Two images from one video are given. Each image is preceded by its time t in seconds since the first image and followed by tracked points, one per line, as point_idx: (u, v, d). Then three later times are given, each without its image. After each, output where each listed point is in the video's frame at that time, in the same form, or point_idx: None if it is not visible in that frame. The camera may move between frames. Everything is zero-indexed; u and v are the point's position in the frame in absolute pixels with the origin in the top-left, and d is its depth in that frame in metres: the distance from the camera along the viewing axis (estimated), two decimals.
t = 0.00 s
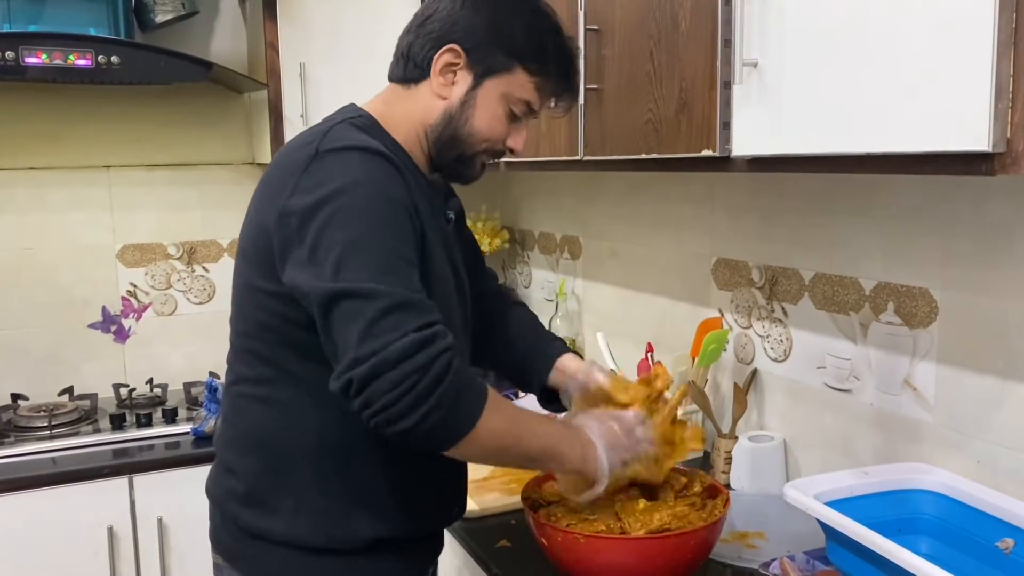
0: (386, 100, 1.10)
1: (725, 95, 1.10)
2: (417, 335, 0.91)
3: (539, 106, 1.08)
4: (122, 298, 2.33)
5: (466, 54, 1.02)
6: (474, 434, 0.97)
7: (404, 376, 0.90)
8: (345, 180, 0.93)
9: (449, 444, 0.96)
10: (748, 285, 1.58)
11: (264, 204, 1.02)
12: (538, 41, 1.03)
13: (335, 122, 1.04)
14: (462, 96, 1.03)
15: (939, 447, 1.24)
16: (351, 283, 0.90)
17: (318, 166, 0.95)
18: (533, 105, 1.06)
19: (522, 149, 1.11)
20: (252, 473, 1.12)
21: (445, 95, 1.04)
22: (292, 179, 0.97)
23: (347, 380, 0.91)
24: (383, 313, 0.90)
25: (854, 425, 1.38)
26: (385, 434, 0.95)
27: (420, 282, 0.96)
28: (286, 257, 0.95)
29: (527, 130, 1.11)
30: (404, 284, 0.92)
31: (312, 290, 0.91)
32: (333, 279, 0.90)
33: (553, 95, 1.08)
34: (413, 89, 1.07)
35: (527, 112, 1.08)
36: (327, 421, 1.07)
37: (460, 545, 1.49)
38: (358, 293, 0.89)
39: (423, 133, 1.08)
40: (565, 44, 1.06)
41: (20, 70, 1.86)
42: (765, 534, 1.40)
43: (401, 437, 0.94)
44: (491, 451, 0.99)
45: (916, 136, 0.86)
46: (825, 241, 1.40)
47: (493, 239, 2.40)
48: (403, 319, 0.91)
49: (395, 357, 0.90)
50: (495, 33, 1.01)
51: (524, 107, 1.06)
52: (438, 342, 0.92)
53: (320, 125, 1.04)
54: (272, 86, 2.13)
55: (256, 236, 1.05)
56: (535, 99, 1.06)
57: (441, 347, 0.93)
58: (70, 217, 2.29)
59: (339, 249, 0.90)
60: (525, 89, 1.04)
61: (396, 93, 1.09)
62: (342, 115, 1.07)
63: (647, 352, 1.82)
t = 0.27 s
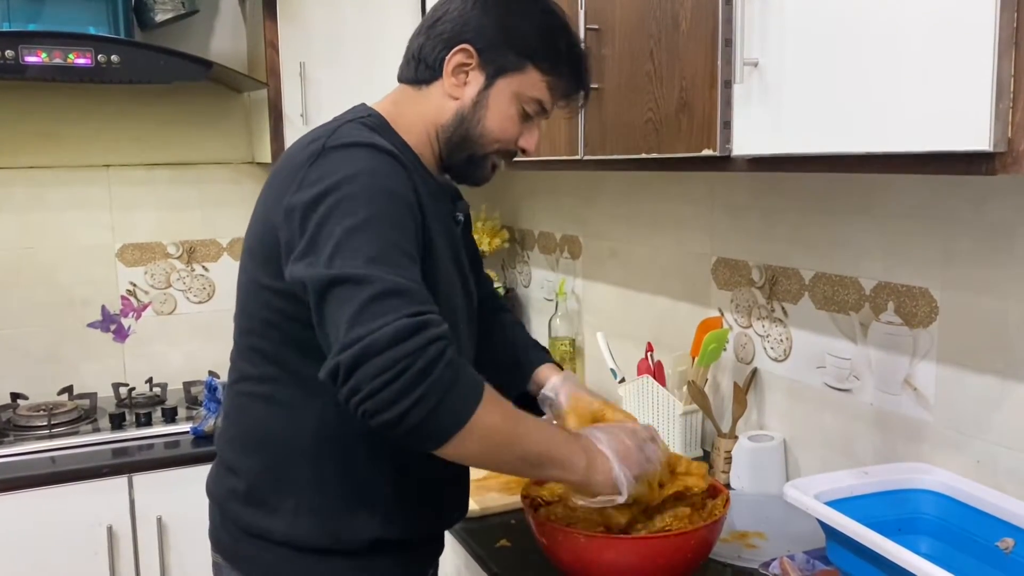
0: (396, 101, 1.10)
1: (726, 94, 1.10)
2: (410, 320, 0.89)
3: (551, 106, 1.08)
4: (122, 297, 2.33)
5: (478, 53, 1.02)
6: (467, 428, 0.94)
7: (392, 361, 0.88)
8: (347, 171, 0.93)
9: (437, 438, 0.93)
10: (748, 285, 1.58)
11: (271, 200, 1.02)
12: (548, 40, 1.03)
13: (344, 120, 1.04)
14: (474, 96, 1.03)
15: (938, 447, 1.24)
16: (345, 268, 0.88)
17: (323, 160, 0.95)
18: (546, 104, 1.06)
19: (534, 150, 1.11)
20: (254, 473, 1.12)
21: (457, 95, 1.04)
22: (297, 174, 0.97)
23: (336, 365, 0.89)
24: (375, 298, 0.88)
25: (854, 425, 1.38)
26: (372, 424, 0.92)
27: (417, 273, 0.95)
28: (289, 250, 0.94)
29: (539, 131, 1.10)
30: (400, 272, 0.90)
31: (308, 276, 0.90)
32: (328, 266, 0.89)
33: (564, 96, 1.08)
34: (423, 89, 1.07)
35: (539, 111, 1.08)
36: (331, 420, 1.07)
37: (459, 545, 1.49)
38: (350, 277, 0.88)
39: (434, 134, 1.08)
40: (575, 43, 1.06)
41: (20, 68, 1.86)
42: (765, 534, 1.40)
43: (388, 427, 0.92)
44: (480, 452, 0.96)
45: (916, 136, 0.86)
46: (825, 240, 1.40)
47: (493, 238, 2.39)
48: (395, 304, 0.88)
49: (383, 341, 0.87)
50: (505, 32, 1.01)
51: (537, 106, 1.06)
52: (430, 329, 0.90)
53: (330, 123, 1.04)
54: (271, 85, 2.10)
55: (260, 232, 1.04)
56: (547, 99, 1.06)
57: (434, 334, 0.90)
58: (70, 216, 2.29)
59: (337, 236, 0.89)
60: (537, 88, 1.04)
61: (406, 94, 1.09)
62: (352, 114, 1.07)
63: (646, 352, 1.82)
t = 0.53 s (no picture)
0: (398, 99, 1.10)
1: (726, 93, 1.10)
2: (442, 335, 0.91)
3: (553, 101, 1.08)
4: (121, 295, 2.33)
5: (478, 49, 1.01)
6: (493, 437, 0.98)
7: (429, 375, 0.91)
8: (365, 177, 0.93)
9: (470, 446, 0.96)
10: (748, 284, 1.57)
11: (277, 201, 1.01)
12: (549, 34, 1.03)
13: (349, 118, 1.03)
14: (475, 93, 1.03)
15: (938, 447, 1.24)
16: (375, 280, 0.89)
17: (338, 163, 0.95)
18: (547, 99, 1.06)
19: (538, 146, 1.10)
20: (255, 473, 1.12)
21: (458, 92, 1.04)
22: (307, 176, 0.96)
23: (371, 376, 0.91)
24: (408, 312, 0.89)
25: (854, 425, 1.37)
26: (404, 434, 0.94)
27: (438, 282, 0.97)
28: (305, 255, 0.94)
29: (542, 126, 1.10)
30: (426, 283, 0.92)
31: (334, 285, 0.90)
32: (356, 276, 0.90)
33: (566, 91, 1.08)
34: (425, 87, 1.07)
35: (541, 106, 1.07)
36: (336, 423, 1.07)
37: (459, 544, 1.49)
38: (383, 290, 0.89)
39: (437, 131, 1.08)
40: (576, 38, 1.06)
41: (19, 66, 1.85)
42: (765, 533, 1.40)
43: (421, 437, 0.94)
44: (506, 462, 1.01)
45: (917, 134, 0.86)
46: (826, 239, 1.39)
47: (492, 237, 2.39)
48: (428, 318, 0.91)
49: (421, 356, 0.90)
50: (505, 26, 1.01)
51: (538, 101, 1.06)
52: (461, 344, 0.93)
53: (333, 121, 1.04)
54: (269, 83, 2.11)
55: (265, 232, 1.04)
56: (548, 93, 1.06)
57: (464, 349, 0.93)
58: (69, 215, 2.29)
59: (364, 246, 0.90)
60: (538, 82, 1.04)
61: (408, 93, 1.09)
62: (354, 112, 1.06)
63: (646, 351, 1.82)
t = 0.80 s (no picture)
0: (396, 98, 1.10)
1: (725, 92, 1.10)
2: (494, 295, 0.92)
3: (551, 94, 1.08)
4: (120, 295, 2.33)
5: (475, 44, 1.02)
6: (558, 392, 0.99)
7: (491, 333, 0.91)
8: (391, 163, 0.94)
9: (538, 402, 0.97)
10: (747, 284, 1.58)
11: (284, 198, 1.01)
12: (547, 31, 1.03)
13: (350, 115, 1.04)
14: (474, 88, 1.03)
15: (937, 447, 1.24)
16: (416, 253, 0.90)
17: (354, 155, 0.96)
18: (546, 92, 1.06)
19: (538, 140, 1.10)
20: (257, 471, 1.11)
21: (457, 89, 1.04)
22: (323, 169, 0.97)
23: (433, 343, 0.90)
24: (457, 276, 0.91)
25: (853, 424, 1.37)
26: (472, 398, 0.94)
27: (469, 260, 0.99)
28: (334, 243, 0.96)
29: (541, 120, 1.10)
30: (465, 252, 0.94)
31: (381, 262, 0.91)
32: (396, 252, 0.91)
33: (563, 84, 1.08)
34: (423, 85, 1.07)
35: (539, 99, 1.07)
36: (338, 419, 1.06)
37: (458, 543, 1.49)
38: (424, 261, 0.90)
39: (436, 128, 1.07)
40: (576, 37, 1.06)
41: (18, 65, 1.85)
42: (763, 533, 1.40)
43: (483, 396, 0.94)
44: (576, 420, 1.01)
45: (916, 135, 0.86)
46: (825, 238, 1.39)
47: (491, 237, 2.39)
48: (478, 280, 0.92)
49: (478, 316, 0.90)
50: (503, 21, 1.01)
51: (537, 94, 1.06)
52: (513, 301, 0.94)
53: (336, 118, 1.04)
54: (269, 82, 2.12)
55: (272, 230, 1.04)
56: (547, 86, 1.06)
57: (519, 306, 0.95)
58: (67, 214, 2.28)
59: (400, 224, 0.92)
60: (537, 75, 1.04)
61: (406, 91, 1.09)
62: (355, 109, 1.06)
63: (645, 350, 1.82)
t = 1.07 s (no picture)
0: (412, 102, 1.10)
1: (725, 94, 1.10)
2: (550, 287, 0.97)
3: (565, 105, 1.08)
4: (119, 294, 2.33)
5: (492, 54, 1.02)
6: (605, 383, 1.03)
7: (553, 321, 0.96)
8: (430, 158, 0.96)
9: (590, 390, 1.02)
10: (746, 284, 1.58)
11: (313, 192, 1.01)
12: (558, 36, 1.03)
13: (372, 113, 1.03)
14: (489, 97, 1.04)
15: (936, 448, 1.24)
16: (478, 244, 0.94)
17: (395, 151, 0.97)
18: (560, 103, 1.06)
19: (550, 150, 1.10)
20: (270, 467, 1.11)
21: (472, 97, 1.05)
22: (353, 164, 0.98)
23: (502, 329, 0.94)
24: (517, 267, 0.95)
25: (852, 425, 1.38)
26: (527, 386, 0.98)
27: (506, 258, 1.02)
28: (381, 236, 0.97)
29: (554, 130, 1.10)
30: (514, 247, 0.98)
31: (444, 251, 0.94)
32: (459, 243, 0.94)
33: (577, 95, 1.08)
34: (440, 91, 1.07)
35: (553, 111, 1.07)
36: (357, 415, 1.06)
37: (457, 543, 1.49)
38: (486, 253, 0.94)
39: (451, 136, 1.07)
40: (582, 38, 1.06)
41: (18, 65, 1.85)
42: (762, 534, 1.40)
43: (540, 382, 0.98)
44: (616, 415, 1.05)
45: (915, 136, 0.86)
46: (824, 239, 1.39)
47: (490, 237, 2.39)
48: (533, 273, 0.97)
49: (543, 304, 0.95)
50: (519, 30, 1.01)
51: (551, 106, 1.06)
52: (567, 294, 0.99)
53: (356, 117, 1.04)
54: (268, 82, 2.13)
55: (296, 224, 1.03)
56: (561, 98, 1.06)
57: (570, 297, 0.99)
58: (67, 213, 2.28)
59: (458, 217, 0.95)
60: (551, 87, 1.04)
61: (422, 96, 1.09)
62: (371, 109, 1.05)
63: (645, 351, 1.82)
